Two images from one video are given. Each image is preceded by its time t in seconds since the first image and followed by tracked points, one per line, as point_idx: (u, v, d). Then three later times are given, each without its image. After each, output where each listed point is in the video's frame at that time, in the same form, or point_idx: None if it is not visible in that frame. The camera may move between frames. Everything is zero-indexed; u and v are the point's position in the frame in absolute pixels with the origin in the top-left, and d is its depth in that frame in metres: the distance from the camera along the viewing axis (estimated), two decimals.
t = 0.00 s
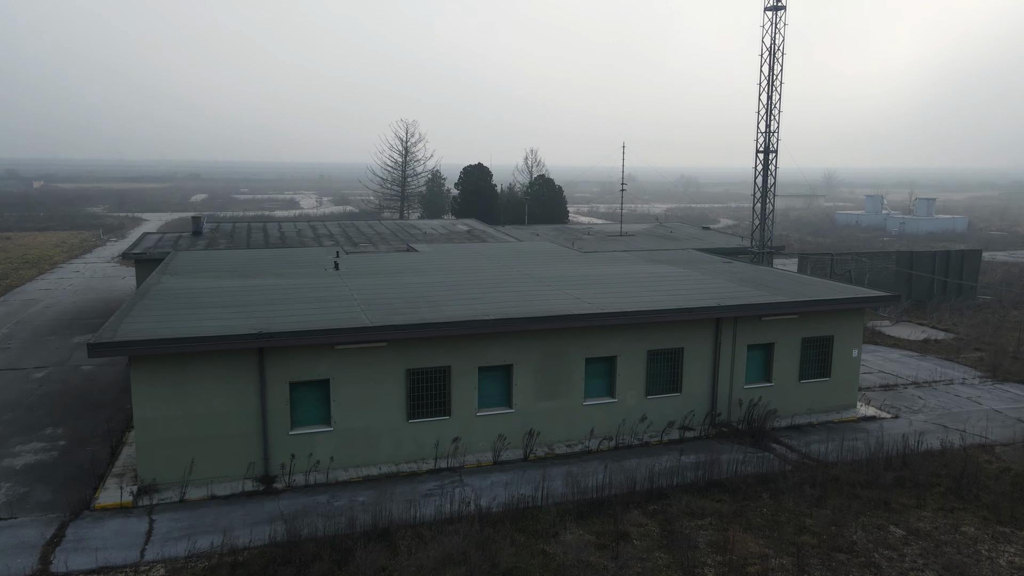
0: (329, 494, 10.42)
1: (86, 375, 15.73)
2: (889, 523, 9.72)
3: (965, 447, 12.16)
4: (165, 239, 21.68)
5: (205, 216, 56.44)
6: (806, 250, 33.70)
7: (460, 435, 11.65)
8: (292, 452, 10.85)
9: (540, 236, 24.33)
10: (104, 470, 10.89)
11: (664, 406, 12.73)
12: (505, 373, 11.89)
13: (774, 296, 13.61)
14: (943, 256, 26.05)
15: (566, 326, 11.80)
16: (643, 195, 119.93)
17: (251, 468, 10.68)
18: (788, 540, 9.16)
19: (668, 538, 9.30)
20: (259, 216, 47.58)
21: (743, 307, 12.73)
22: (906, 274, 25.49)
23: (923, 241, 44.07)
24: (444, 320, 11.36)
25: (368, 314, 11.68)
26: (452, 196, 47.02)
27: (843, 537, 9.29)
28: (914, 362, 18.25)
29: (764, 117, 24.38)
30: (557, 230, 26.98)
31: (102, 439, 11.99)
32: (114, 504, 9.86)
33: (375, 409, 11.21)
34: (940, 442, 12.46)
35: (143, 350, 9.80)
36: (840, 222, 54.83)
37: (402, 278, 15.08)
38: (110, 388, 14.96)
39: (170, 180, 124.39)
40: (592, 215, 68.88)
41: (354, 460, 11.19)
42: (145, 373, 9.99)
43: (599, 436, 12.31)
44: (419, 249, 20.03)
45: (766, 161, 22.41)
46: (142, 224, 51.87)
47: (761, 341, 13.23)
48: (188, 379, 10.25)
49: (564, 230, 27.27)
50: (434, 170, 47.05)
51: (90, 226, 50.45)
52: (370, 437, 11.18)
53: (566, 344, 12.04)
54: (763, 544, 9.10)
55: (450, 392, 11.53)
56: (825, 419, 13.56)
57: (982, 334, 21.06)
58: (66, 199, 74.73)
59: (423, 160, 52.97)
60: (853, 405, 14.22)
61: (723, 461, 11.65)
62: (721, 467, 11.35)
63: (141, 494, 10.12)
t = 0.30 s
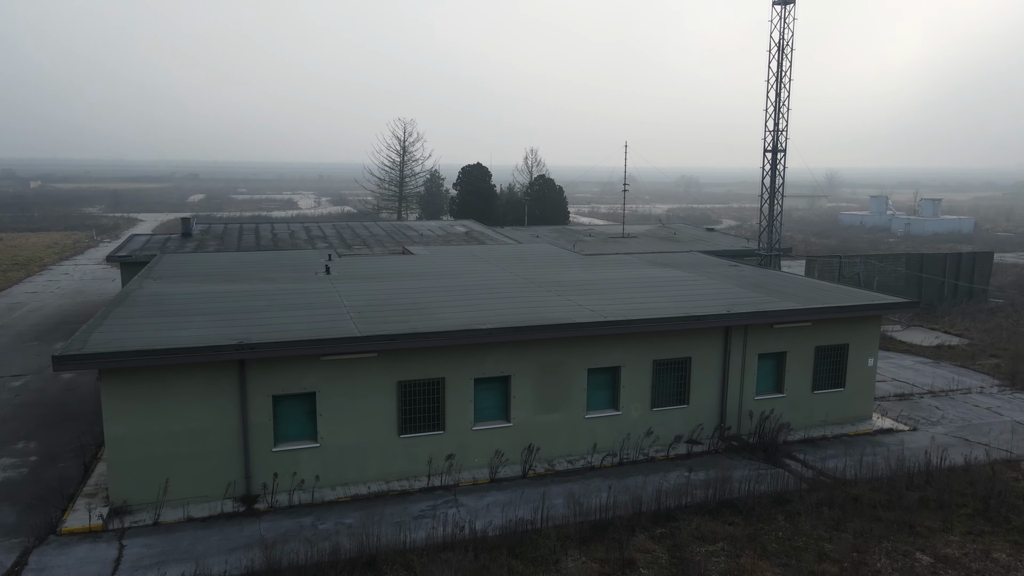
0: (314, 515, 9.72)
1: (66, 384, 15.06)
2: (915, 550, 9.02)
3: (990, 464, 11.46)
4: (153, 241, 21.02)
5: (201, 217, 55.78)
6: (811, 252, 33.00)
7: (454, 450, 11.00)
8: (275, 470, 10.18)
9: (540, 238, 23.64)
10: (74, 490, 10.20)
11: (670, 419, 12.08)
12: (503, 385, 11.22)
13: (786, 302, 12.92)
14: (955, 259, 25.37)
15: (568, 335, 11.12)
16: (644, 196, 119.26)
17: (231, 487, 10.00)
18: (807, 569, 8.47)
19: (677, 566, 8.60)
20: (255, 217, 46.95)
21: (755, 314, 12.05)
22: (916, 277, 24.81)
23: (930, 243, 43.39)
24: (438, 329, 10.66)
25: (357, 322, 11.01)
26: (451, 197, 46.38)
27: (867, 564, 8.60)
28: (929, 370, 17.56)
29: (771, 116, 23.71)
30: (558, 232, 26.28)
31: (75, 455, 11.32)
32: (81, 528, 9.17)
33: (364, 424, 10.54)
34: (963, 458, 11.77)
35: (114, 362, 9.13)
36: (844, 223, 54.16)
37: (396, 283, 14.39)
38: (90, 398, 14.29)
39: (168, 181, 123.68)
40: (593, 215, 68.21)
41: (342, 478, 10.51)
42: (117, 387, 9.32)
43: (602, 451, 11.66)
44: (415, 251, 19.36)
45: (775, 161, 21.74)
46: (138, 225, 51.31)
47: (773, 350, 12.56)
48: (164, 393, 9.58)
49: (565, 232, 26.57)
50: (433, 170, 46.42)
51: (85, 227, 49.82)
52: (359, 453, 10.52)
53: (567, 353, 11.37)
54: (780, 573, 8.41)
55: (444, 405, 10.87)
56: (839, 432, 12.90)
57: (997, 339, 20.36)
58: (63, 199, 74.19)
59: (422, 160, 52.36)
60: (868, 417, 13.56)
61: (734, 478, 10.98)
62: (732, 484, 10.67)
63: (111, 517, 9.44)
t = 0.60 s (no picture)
0: (301, 531, 9.22)
1: (49, 389, 14.56)
2: (935, 568, 8.51)
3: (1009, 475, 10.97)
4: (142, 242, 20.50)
5: (197, 217, 55.28)
6: (816, 253, 32.51)
7: (449, 461, 10.51)
8: (260, 482, 9.69)
9: (540, 239, 23.14)
10: (49, 503, 9.69)
11: (674, 427, 11.61)
12: (500, 392, 10.74)
13: (795, 306, 12.43)
14: (962, 259, 24.89)
15: (568, 341, 10.63)
16: (644, 195, 118.75)
17: (214, 501, 9.52)
18: None
19: None
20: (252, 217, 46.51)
21: (763, 319, 11.56)
22: (923, 279, 24.33)
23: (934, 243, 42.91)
24: (432, 334, 10.17)
25: (348, 328, 10.53)
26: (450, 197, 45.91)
27: None
28: (940, 374, 17.06)
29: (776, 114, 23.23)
30: (558, 232, 25.78)
31: (53, 466, 10.82)
32: (54, 545, 8.67)
33: (355, 434, 10.05)
34: (981, 469, 11.26)
35: (90, 371, 8.64)
36: (847, 223, 53.70)
37: (390, 285, 13.90)
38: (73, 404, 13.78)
39: (167, 180, 123.26)
40: (593, 215, 67.74)
41: (331, 490, 10.02)
42: (93, 397, 8.85)
43: (603, 460, 11.18)
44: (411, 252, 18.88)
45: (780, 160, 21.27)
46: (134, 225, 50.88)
47: (781, 355, 12.07)
48: (143, 402, 9.10)
49: (565, 232, 26.07)
50: (432, 170, 45.95)
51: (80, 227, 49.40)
52: (349, 465, 10.04)
53: (567, 360, 10.89)
54: None
55: (439, 414, 10.38)
56: (850, 440, 12.42)
57: (1008, 342, 19.86)
58: (60, 199, 73.78)
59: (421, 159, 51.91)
60: (879, 424, 13.07)
61: (742, 490, 10.48)
62: (740, 497, 10.17)
63: (86, 533, 8.95)
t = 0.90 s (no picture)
0: (287, 541, 8.89)
1: (31, 394, 14.18)
2: None
3: (1015, 481, 10.68)
4: (131, 242, 20.14)
5: (191, 217, 54.92)
6: (813, 253, 32.29)
7: (441, 467, 10.21)
8: (245, 490, 9.37)
9: (535, 239, 22.84)
10: (26, 513, 9.35)
11: (672, 432, 11.32)
12: (493, 397, 10.43)
13: (797, 307, 12.15)
14: (962, 260, 24.65)
15: (564, 344, 10.33)
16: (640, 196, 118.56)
17: (196, 510, 9.20)
18: None
19: None
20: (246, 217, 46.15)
21: (764, 320, 11.28)
22: (922, 279, 24.08)
23: (932, 243, 42.77)
24: (424, 336, 9.86)
25: (337, 330, 10.21)
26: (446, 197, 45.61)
27: None
28: (942, 377, 16.79)
29: (775, 113, 22.98)
30: (554, 232, 25.49)
31: (32, 474, 10.47)
32: (29, 556, 8.33)
33: (343, 440, 9.73)
34: (987, 474, 10.98)
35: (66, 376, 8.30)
36: (844, 224, 53.53)
37: (382, 287, 13.58)
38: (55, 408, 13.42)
39: (162, 181, 122.70)
40: (589, 215, 67.49)
41: (318, 498, 9.70)
42: (71, 403, 8.51)
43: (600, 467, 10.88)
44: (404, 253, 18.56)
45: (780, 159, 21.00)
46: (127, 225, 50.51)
47: (782, 358, 11.78)
48: (123, 409, 8.76)
49: (561, 232, 25.74)
50: (428, 170, 45.67)
51: (73, 227, 49.00)
52: (337, 472, 9.73)
53: (563, 362, 10.59)
54: None
55: (430, 419, 10.07)
56: (852, 444, 12.14)
57: (1009, 343, 19.62)
58: (53, 199, 73.29)
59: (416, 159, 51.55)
60: (881, 428, 12.79)
61: (743, 496, 10.18)
62: (741, 504, 9.87)
63: (63, 544, 8.62)
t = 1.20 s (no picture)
0: (262, 548, 8.67)
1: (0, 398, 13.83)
2: None
3: (996, 479, 10.70)
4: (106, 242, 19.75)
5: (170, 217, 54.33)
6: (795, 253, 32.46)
7: (421, 471, 10.03)
8: (219, 496, 9.15)
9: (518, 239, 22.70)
10: None
11: (655, 432, 11.23)
12: (475, 399, 10.26)
13: (779, 306, 12.10)
14: (942, 259, 24.84)
15: (545, 344, 10.19)
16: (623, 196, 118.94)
17: (169, 517, 8.96)
18: None
19: None
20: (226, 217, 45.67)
21: (747, 320, 11.22)
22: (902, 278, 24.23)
23: (910, 242, 43.20)
24: (403, 337, 9.68)
25: (315, 332, 10.00)
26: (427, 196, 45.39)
27: None
28: (922, 375, 16.87)
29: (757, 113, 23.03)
30: (537, 232, 25.38)
31: None
32: None
33: (321, 444, 9.52)
34: (969, 472, 10.98)
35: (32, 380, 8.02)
36: (824, 223, 53.97)
37: (362, 287, 13.37)
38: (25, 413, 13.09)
39: (140, 181, 121.34)
40: (572, 215, 67.51)
41: (296, 503, 9.49)
42: (37, 409, 8.23)
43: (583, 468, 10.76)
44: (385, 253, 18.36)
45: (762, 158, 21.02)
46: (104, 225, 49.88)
47: (765, 357, 11.73)
48: (92, 414, 8.49)
49: (544, 232, 25.59)
50: (409, 170, 45.43)
51: (48, 228, 48.28)
52: (314, 477, 9.53)
53: (546, 363, 10.46)
54: None
55: (410, 421, 9.89)
56: (835, 443, 12.11)
57: (987, 341, 19.77)
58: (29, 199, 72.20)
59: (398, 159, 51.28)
60: (863, 427, 12.79)
61: (727, 497, 10.10)
62: (725, 505, 9.78)
63: (29, 554, 8.34)
